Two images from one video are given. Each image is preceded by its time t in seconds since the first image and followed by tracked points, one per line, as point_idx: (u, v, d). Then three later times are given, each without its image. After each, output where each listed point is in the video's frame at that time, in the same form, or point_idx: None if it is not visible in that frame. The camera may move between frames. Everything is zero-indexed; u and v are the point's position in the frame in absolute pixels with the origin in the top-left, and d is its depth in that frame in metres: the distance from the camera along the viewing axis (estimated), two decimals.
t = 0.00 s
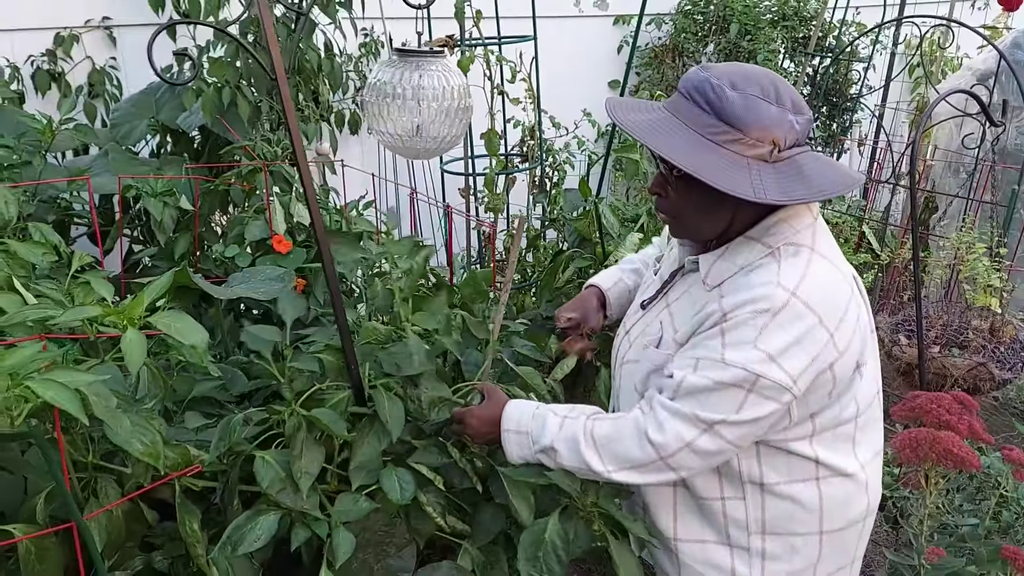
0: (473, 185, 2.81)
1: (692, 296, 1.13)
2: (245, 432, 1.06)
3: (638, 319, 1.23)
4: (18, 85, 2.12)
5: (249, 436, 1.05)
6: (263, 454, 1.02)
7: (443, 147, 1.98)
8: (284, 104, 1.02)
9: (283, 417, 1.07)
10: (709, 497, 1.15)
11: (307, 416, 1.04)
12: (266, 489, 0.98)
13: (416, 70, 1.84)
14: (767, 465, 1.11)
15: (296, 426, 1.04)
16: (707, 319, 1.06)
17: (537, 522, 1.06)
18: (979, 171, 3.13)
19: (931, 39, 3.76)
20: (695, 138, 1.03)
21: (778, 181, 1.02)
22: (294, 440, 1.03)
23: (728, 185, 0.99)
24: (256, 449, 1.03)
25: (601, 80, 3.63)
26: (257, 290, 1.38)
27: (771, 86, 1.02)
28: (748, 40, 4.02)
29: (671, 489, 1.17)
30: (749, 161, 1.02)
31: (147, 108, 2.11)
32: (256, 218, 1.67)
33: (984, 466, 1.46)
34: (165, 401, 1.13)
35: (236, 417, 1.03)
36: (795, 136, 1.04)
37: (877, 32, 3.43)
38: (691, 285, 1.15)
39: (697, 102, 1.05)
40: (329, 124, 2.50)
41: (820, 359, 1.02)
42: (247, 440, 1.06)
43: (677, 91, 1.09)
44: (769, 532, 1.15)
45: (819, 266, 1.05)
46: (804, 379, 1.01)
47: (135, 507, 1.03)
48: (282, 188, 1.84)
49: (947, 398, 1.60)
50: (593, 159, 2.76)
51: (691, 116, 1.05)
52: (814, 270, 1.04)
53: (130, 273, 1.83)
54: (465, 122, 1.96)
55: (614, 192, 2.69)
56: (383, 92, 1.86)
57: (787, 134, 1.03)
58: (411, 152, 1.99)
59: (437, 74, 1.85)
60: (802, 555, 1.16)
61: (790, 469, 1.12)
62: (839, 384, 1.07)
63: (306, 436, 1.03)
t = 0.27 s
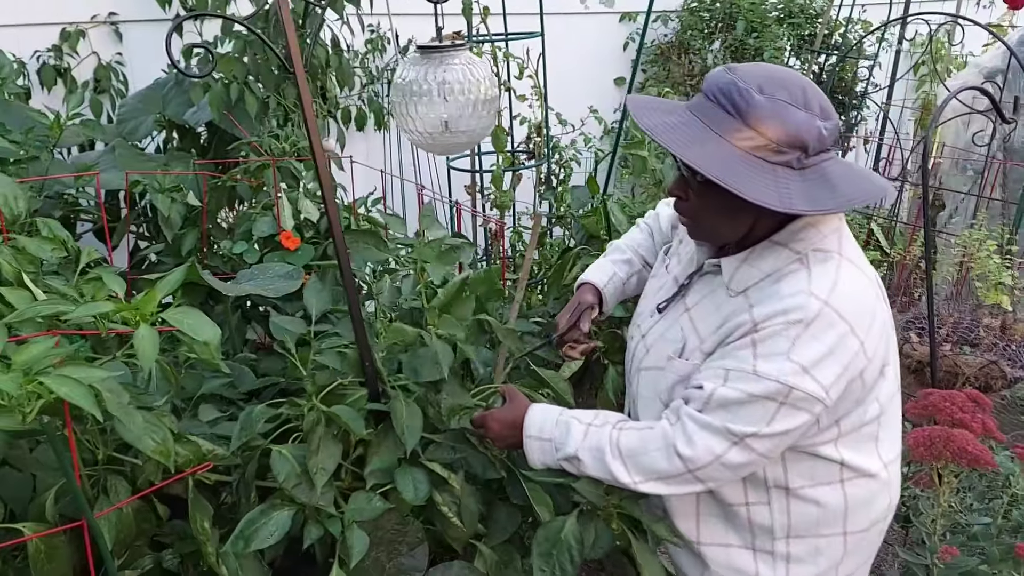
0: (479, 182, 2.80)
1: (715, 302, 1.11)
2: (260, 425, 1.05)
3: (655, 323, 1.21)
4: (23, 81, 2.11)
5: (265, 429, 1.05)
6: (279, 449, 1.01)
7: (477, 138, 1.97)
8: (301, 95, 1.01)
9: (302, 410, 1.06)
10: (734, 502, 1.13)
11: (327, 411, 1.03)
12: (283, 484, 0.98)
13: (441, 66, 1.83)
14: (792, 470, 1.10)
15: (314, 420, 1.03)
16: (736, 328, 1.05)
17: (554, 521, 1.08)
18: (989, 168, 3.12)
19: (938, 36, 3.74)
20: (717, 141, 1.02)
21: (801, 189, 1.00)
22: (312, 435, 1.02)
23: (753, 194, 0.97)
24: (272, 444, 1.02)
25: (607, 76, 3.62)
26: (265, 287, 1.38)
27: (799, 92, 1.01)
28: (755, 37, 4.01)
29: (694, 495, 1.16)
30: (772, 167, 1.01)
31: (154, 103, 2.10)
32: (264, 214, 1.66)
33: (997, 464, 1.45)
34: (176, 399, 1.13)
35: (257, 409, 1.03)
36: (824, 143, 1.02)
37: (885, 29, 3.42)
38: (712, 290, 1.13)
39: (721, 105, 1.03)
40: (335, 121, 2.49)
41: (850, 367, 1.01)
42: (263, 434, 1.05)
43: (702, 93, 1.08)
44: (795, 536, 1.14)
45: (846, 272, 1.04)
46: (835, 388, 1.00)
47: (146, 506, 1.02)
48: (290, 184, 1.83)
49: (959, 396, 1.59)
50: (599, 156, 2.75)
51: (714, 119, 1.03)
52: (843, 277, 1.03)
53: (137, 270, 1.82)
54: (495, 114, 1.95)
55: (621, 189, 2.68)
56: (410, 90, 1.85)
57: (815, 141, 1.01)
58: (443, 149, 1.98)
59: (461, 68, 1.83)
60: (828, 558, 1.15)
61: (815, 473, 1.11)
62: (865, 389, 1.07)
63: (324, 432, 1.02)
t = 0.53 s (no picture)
0: (482, 183, 2.80)
1: (731, 310, 1.11)
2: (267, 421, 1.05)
3: (665, 329, 1.20)
4: (26, 80, 2.11)
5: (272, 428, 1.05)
6: (284, 451, 1.00)
7: (484, 139, 1.97)
8: (308, 96, 1.00)
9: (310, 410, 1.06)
10: (745, 510, 1.13)
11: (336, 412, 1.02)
12: (290, 484, 0.98)
13: (449, 67, 1.82)
14: (805, 478, 1.10)
15: (322, 421, 1.02)
16: (754, 338, 1.04)
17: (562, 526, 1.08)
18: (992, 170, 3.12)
19: (941, 37, 3.74)
20: (748, 146, 1.01)
21: (829, 199, 1.00)
22: (321, 435, 1.01)
23: (781, 202, 0.97)
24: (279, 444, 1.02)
25: (610, 77, 3.61)
26: (269, 287, 1.37)
27: (832, 101, 1.00)
28: (757, 38, 4.01)
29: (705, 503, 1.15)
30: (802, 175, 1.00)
31: (156, 103, 2.11)
32: (268, 215, 1.65)
33: (1002, 466, 1.44)
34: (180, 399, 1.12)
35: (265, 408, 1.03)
36: (851, 153, 1.02)
37: (887, 30, 3.42)
38: (728, 297, 1.12)
39: (753, 109, 1.02)
40: (338, 121, 2.49)
41: (867, 378, 1.01)
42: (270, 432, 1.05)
43: (731, 93, 1.06)
44: (806, 543, 1.13)
45: (864, 283, 1.05)
46: (852, 400, 1.00)
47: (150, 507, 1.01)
48: (293, 185, 1.83)
49: (964, 398, 1.58)
50: (602, 156, 2.75)
51: (745, 123, 1.02)
52: (862, 288, 1.04)
53: (139, 270, 1.81)
54: (502, 115, 1.95)
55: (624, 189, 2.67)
56: (417, 91, 1.85)
57: (844, 151, 1.00)
58: (450, 150, 1.98)
59: (469, 68, 1.83)
60: (836, 564, 1.15)
61: (827, 481, 1.10)
62: (879, 398, 1.07)
63: (333, 433, 1.01)
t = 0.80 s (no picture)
0: (482, 183, 2.79)
1: (732, 313, 1.10)
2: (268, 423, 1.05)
3: (666, 330, 1.19)
4: (26, 79, 2.11)
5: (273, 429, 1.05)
6: (282, 452, 1.00)
7: (463, 144, 1.95)
8: (306, 96, 1.00)
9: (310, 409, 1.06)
10: (743, 514, 1.12)
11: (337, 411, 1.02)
12: (289, 483, 0.97)
13: (438, 66, 1.82)
14: (803, 483, 1.09)
15: (323, 421, 1.02)
16: (755, 342, 1.04)
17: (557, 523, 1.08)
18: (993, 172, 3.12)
19: (943, 38, 3.74)
20: (756, 150, 1.00)
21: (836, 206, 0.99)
22: (320, 435, 1.01)
23: (788, 208, 0.96)
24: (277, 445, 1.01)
25: (611, 78, 3.61)
26: (268, 287, 1.37)
27: (842, 107, 0.99)
28: (759, 38, 4.00)
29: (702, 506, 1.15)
30: (808, 180, 1.00)
31: (156, 103, 2.11)
32: (268, 214, 1.65)
33: (1002, 467, 1.43)
34: (179, 400, 1.12)
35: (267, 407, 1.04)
36: (859, 161, 1.02)
37: (888, 32, 3.41)
38: (731, 299, 1.12)
39: (762, 111, 1.01)
40: (339, 121, 2.48)
41: (868, 385, 1.01)
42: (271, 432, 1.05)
43: (739, 94, 1.05)
44: (801, 548, 1.13)
45: (866, 289, 1.04)
46: (852, 407, 1.00)
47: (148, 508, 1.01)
48: (294, 184, 1.82)
49: (964, 399, 1.58)
50: (603, 157, 2.74)
51: (754, 125, 1.01)
52: (865, 294, 1.03)
53: (139, 269, 1.80)
54: (488, 121, 1.94)
55: (624, 190, 2.67)
56: (405, 87, 1.84)
57: (851, 158, 1.00)
58: (428, 149, 1.97)
59: (459, 70, 1.83)
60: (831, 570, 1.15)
61: (825, 486, 1.10)
62: (879, 405, 1.06)
63: (332, 433, 1.01)
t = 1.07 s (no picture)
0: (482, 185, 2.80)
1: (729, 319, 1.10)
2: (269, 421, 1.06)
3: (664, 336, 1.19)
4: (26, 80, 2.11)
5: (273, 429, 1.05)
6: (281, 454, 1.00)
7: (467, 147, 1.96)
8: (306, 99, 1.00)
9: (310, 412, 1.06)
10: (740, 519, 1.12)
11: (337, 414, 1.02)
12: (289, 484, 0.97)
13: (440, 71, 1.81)
14: (800, 488, 1.09)
15: (323, 423, 1.02)
16: (751, 349, 1.04)
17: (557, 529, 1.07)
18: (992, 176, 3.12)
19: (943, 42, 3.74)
20: (752, 158, 1.00)
21: (833, 212, 1.00)
22: (321, 437, 1.01)
23: (785, 216, 0.96)
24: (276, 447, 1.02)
25: (612, 81, 3.62)
26: (268, 289, 1.37)
27: (837, 113, 0.99)
28: (759, 42, 4.01)
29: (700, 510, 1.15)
30: (805, 187, 1.00)
31: (157, 104, 2.11)
32: (268, 217, 1.64)
33: (1000, 472, 1.43)
34: (178, 402, 1.12)
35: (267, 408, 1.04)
36: (855, 167, 1.02)
37: (889, 36, 3.42)
38: (728, 305, 1.12)
39: (758, 119, 1.01)
40: (339, 123, 2.49)
41: (864, 391, 1.01)
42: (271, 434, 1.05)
43: (735, 102, 1.06)
44: (798, 553, 1.12)
45: (863, 295, 1.04)
46: (848, 412, 1.00)
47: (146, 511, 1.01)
48: (294, 187, 1.82)
49: (962, 404, 1.58)
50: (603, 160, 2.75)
51: (750, 133, 1.02)
52: (861, 300, 1.03)
53: (139, 271, 1.81)
54: (491, 122, 1.95)
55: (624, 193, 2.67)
56: (408, 93, 1.84)
57: (848, 164, 1.00)
58: (434, 153, 1.98)
59: (461, 74, 1.82)
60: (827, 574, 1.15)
61: (822, 491, 1.10)
62: (876, 410, 1.07)
63: (333, 435, 1.01)
